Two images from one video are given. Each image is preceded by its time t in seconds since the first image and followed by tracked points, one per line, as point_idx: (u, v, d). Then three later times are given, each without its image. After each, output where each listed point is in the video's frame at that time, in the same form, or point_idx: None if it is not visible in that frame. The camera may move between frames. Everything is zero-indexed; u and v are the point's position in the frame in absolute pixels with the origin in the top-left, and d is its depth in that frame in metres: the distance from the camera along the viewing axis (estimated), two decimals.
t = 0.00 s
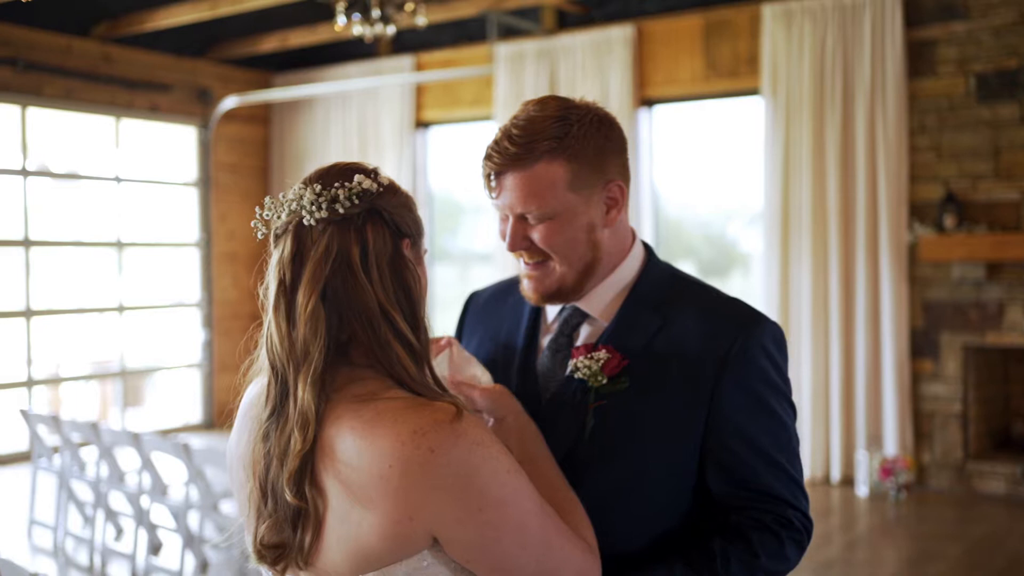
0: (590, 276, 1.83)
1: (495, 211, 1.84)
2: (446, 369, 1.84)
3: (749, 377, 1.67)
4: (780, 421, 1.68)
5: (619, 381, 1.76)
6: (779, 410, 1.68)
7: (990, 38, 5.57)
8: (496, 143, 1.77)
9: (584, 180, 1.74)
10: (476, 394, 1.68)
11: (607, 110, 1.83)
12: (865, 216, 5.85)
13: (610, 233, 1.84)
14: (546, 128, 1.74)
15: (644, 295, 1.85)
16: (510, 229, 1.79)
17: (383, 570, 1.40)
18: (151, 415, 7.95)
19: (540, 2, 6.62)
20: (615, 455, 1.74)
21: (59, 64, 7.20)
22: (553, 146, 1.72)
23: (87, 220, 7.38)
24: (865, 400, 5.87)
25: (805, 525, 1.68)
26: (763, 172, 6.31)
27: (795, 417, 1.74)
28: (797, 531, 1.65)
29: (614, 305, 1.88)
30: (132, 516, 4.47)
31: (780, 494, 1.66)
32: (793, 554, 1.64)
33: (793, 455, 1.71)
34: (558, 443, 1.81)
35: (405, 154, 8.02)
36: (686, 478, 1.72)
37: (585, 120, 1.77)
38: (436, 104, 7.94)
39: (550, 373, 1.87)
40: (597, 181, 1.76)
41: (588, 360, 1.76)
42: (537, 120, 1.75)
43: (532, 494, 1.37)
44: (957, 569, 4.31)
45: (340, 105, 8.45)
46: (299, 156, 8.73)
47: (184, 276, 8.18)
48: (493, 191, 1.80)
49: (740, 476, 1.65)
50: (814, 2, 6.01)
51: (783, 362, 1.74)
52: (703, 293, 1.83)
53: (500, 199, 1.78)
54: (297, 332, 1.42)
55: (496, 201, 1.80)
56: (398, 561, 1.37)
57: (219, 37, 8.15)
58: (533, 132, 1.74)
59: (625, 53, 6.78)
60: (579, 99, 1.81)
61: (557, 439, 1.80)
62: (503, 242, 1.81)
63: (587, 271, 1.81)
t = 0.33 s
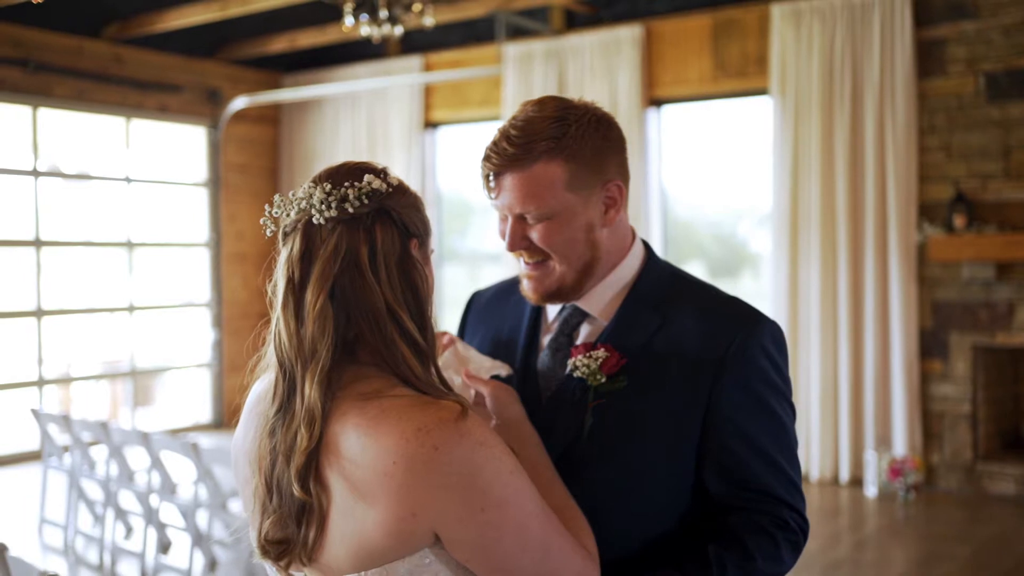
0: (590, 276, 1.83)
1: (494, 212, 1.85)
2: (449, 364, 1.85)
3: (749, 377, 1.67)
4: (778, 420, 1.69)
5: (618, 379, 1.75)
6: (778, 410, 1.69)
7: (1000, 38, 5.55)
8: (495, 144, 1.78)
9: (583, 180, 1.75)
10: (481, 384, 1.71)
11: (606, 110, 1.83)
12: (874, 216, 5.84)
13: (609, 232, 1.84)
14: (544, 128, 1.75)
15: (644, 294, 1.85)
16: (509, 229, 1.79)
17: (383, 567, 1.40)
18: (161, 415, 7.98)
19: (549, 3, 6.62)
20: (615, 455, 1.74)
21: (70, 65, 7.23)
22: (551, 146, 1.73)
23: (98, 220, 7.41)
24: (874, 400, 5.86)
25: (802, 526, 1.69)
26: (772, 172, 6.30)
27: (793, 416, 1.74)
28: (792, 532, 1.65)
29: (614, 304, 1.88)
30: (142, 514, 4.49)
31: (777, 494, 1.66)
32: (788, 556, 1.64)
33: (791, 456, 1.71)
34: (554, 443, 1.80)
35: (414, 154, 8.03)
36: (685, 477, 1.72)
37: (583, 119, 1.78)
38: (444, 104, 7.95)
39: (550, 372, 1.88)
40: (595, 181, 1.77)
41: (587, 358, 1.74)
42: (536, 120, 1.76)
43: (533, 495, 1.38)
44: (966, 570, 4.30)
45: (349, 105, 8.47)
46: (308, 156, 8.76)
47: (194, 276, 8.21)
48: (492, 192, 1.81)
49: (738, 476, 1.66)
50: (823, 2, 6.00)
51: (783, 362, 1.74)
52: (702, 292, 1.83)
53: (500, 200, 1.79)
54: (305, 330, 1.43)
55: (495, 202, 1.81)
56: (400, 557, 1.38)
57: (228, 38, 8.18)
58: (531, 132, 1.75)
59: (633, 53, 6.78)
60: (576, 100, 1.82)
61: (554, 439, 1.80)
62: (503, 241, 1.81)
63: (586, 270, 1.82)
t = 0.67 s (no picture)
0: (589, 275, 1.84)
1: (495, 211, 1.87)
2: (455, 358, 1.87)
3: (749, 377, 1.68)
4: (777, 421, 1.69)
5: (616, 377, 1.76)
6: (778, 410, 1.69)
7: (1010, 37, 5.53)
8: (495, 144, 1.80)
9: (581, 180, 1.76)
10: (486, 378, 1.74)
11: (605, 110, 1.84)
12: (884, 215, 5.82)
13: (609, 231, 1.85)
14: (543, 127, 1.76)
15: (643, 294, 1.86)
16: (509, 228, 1.81)
17: (385, 564, 1.41)
18: (172, 415, 8.02)
19: (558, 3, 6.62)
20: (614, 454, 1.75)
21: (81, 66, 7.27)
22: (549, 147, 1.74)
23: (109, 221, 7.45)
24: (883, 400, 5.84)
25: (798, 527, 1.69)
26: (782, 172, 6.28)
27: (793, 416, 1.75)
28: (786, 533, 1.65)
29: (614, 303, 1.89)
30: (152, 513, 4.51)
31: (774, 494, 1.67)
32: (783, 558, 1.65)
33: (790, 456, 1.71)
34: (551, 443, 1.81)
35: (423, 154, 8.04)
36: (682, 477, 1.73)
37: (582, 120, 1.79)
38: (454, 105, 7.97)
39: (551, 369, 1.88)
40: (594, 180, 1.78)
41: (586, 356, 1.75)
42: (534, 121, 1.77)
43: (535, 494, 1.39)
44: (976, 570, 4.29)
45: (359, 105, 8.49)
46: (318, 156, 8.79)
47: (204, 276, 8.25)
48: (492, 192, 1.83)
49: (737, 476, 1.66)
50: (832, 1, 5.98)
51: (783, 362, 1.75)
52: (703, 291, 1.83)
53: (499, 199, 1.81)
54: (310, 328, 1.44)
55: (495, 202, 1.83)
56: (400, 554, 1.39)
57: (238, 39, 8.21)
58: (531, 132, 1.76)
59: (642, 54, 6.77)
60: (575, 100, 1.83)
61: (553, 438, 1.80)
62: (503, 241, 1.83)
63: (586, 269, 1.83)
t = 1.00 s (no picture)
0: (589, 273, 1.85)
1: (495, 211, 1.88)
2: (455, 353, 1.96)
3: (746, 377, 1.68)
4: (775, 420, 1.69)
5: (614, 376, 1.78)
6: (776, 410, 1.69)
7: (1020, 36, 5.52)
8: (494, 144, 1.81)
9: (579, 179, 1.77)
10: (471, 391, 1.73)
11: (603, 110, 1.85)
12: (892, 215, 5.80)
13: (608, 229, 1.86)
14: (541, 127, 1.77)
15: (642, 293, 1.87)
16: (509, 227, 1.82)
17: (386, 560, 1.42)
18: (181, 414, 8.05)
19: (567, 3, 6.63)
20: (614, 453, 1.75)
21: (91, 67, 7.31)
22: (547, 146, 1.75)
23: (119, 221, 7.49)
24: (891, 400, 5.83)
25: (795, 528, 1.69)
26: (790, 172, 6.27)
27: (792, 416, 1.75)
28: (780, 533, 1.64)
29: (614, 301, 1.90)
30: (161, 511, 4.53)
31: (772, 494, 1.67)
32: (778, 558, 1.64)
33: (788, 456, 1.71)
34: (549, 443, 1.82)
35: (431, 155, 8.06)
36: (680, 476, 1.73)
37: (580, 119, 1.80)
38: (462, 105, 7.98)
39: (551, 367, 1.89)
40: (593, 179, 1.79)
41: (584, 355, 1.77)
42: (533, 120, 1.79)
43: (535, 490, 1.39)
44: (985, 570, 4.29)
45: (367, 106, 8.51)
46: (327, 156, 8.82)
47: (214, 276, 8.28)
48: (492, 191, 1.84)
49: (735, 475, 1.66)
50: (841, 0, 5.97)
51: (781, 361, 1.74)
52: (703, 291, 1.83)
53: (499, 199, 1.82)
54: (312, 326, 1.45)
55: (494, 201, 1.84)
56: (401, 551, 1.40)
57: (247, 40, 8.24)
58: (529, 132, 1.77)
59: (650, 54, 6.77)
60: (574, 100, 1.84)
61: (551, 436, 1.81)
62: (502, 239, 1.84)
63: (586, 267, 1.84)
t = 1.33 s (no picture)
0: (587, 272, 1.86)
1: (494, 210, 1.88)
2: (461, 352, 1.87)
3: (743, 375, 1.68)
4: (773, 420, 1.69)
5: (613, 374, 1.79)
6: (773, 408, 1.70)
7: None
8: (492, 144, 1.81)
9: (577, 178, 1.78)
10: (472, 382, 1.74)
11: (601, 110, 1.86)
12: (901, 215, 5.78)
13: (606, 228, 1.87)
14: (539, 127, 1.78)
15: (640, 292, 1.87)
16: (508, 226, 1.83)
17: (387, 556, 1.43)
18: (191, 414, 8.07)
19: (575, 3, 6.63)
20: (612, 450, 1.76)
21: (101, 68, 7.34)
22: (545, 146, 1.76)
23: (129, 221, 7.52)
24: (900, 401, 5.81)
25: (790, 527, 1.69)
26: (798, 172, 6.26)
27: (792, 416, 1.75)
28: (772, 531, 1.65)
29: (613, 300, 1.91)
30: (170, 511, 4.55)
31: (769, 493, 1.67)
32: (771, 555, 1.65)
33: (787, 456, 1.72)
34: (547, 440, 1.82)
35: (440, 155, 8.07)
36: (678, 474, 1.73)
37: (577, 119, 1.81)
38: (470, 105, 7.98)
39: (550, 366, 1.90)
40: (590, 178, 1.79)
41: (582, 353, 1.79)
42: (531, 120, 1.79)
43: (534, 486, 1.40)
44: (993, 570, 4.28)
45: (376, 106, 8.53)
46: (336, 156, 8.85)
47: (223, 276, 8.31)
48: (491, 191, 1.84)
49: (732, 475, 1.66)
50: None
51: (779, 359, 1.74)
52: (703, 289, 1.83)
53: (498, 198, 1.82)
54: (313, 324, 1.46)
55: (494, 201, 1.84)
56: (401, 547, 1.41)
57: (256, 40, 8.26)
58: (527, 132, 1.78)
59: (658, 54, 6.76)
60: (572, 100, 1.85)
61: (550, 433, 1.82)
62: (501, 239, 1.85)
63: (584, 266, 1.85)
